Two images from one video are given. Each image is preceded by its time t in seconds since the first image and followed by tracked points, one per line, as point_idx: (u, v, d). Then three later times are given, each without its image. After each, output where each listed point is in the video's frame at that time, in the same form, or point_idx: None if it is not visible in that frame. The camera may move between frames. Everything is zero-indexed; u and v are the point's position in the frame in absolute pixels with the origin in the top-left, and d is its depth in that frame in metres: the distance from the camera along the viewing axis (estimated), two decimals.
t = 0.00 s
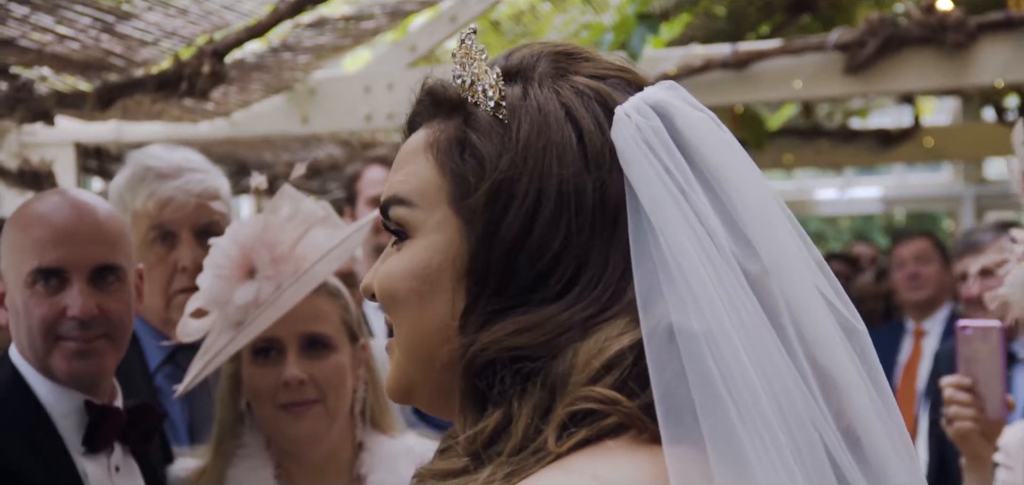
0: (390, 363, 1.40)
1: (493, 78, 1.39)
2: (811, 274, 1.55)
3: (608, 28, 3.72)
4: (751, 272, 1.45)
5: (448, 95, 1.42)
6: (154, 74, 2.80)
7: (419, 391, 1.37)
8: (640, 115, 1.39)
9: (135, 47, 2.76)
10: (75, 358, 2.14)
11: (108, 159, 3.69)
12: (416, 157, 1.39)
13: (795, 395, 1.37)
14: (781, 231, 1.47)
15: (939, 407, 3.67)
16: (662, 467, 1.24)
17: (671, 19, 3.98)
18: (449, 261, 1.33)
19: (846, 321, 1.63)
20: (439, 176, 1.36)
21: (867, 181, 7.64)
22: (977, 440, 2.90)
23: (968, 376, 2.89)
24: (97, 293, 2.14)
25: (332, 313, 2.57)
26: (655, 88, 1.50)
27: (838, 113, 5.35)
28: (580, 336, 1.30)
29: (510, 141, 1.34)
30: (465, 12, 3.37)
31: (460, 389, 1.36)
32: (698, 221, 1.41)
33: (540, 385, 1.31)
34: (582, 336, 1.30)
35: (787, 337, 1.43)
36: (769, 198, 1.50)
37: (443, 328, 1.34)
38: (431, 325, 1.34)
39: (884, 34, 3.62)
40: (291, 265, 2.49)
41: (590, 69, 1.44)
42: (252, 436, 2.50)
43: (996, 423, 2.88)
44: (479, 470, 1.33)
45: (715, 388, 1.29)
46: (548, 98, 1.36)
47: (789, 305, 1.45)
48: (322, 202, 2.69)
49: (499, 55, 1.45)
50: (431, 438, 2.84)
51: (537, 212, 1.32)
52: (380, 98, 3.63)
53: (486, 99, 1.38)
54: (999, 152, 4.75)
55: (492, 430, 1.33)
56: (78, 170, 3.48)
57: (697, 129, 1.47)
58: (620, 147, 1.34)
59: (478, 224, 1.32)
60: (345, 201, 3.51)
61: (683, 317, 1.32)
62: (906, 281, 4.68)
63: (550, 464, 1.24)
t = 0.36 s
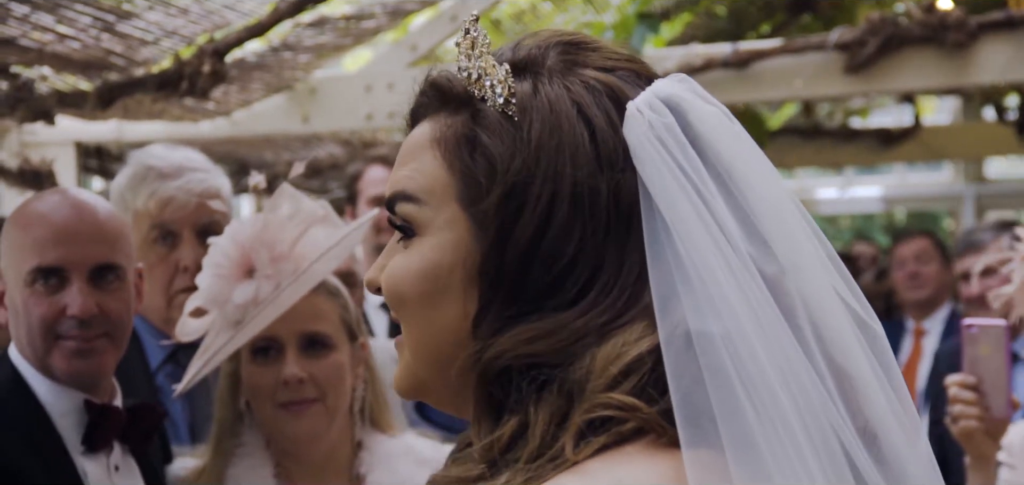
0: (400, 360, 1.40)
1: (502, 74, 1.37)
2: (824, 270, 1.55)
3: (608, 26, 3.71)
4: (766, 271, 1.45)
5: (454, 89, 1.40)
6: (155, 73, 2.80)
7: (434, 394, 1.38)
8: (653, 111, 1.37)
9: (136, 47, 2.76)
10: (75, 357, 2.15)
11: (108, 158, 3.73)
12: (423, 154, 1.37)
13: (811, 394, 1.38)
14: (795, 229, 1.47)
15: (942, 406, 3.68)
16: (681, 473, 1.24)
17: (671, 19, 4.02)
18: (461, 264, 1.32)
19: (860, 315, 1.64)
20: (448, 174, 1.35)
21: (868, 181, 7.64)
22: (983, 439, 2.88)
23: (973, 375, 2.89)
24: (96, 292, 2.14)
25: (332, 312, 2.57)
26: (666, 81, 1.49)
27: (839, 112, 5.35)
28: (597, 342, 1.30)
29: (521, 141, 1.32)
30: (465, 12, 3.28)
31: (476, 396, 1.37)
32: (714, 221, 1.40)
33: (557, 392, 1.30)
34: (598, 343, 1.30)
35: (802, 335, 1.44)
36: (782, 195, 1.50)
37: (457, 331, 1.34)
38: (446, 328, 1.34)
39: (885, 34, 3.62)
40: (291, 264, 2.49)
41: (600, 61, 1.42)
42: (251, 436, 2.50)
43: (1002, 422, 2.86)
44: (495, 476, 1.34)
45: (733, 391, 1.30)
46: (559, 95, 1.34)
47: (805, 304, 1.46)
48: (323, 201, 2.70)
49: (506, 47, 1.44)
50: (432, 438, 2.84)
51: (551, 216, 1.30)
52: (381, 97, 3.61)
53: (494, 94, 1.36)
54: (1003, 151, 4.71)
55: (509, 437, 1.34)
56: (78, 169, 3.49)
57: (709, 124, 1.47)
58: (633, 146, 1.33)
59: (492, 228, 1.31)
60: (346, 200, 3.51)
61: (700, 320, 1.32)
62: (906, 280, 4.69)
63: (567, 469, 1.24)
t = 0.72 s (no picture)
0: (412, 362, 1.40)
1: (520, 75, 1.36)
2: (840, 273, 1.55)
3: (609, 27, 3.73)
4: (781, 277, 1.45)
5: (470, 90, 1.40)
6: (156, 73, 2.79)
7: (446, 397, 1.37)
8: (670, 114, 1.37)
9: (137, 46, 2.76)
10: (75, 357, 2.14)
11: (109, 158, 3.75)
12: (438, 154, 1.37)
13: (824, 401, 1.38)
14: (811, 234, 1.47)
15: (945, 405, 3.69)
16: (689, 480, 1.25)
17: (672, 17, 4.05)
18: (476, 267, 1.32)
19: (873, 320, 1.64)
20: (464, 175, 1.35)
21: (867, 180, 7.64)
22: (985, 438, 2.88)
23: (977, 374, 2.89)
24: (96, 292, 2.15)
25: (332, 312, 2.57)
26: (683, 83, 1.49)
27: (840, 112, 5.36)
28: (613, 346, 1.30)
29: (538, 144, 1.32)
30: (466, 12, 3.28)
31: (488, 398, 1.36)
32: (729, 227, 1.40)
33: (569, 396, 1.30)
34: (612, 347, 1.30)
35: (815, 340, 1.44)
36: (799, 200, 1.50)
37: (470, 335, 1.33)
38: (460, 332, 1.33)
39: (885, 34, 3.62)
40: (291, 263, 2.50)
41: (618, 60, 1.42)
42: (252, 435, 2.49)
43: (1005, 421, 2.87)
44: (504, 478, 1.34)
45: (744, 400, 1.30)
46: (576, 96, 1.34)
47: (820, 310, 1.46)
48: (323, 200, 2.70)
49: (523, 47, 1.44)
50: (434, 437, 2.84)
51: (569, 220, 1.31)
52: (381, 97, 3.60)
53: (511, 96, 1.36)
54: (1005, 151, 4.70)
55: (518, 439, 1.33)
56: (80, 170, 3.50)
57: (726, 126, 1.47)
58: (650, 148, 1.32)
59: (508, 232, 1.31)
60: (347, 199, 3.51)
61: (714, 328, 1.32)
62: (906, 277, 4.69)
63: (577, 472, 1.24)
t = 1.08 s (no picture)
0: (411, 364, 1.40)
1: (515, 72, 1.36)
2: (837, 272, 1.55)
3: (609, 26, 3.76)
4: (779, 275, 1.45)
5: (465, 89, 1.39)
6: (155, 72, 2.80)
7: (446, 397, 1.37)
8: (667, 111, 1.37)
9: (137, 45, 2.76)
10: (74, 356, 2.14)
11: (109, 157, 3.79)
12: (434, 153, 1.37)
13: (822, 400, 1.39)
14: (809, 232, 1.47)
15: (945, 404, 3.69)
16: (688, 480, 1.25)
17: (672, 17, 4.06)
18: (473, 266, 1.32)
19: (870, 317, 1.64)
20: (460, 174, 1.34)
21: (868, 180, 7.64)
22: (987, 437, 2.89)
23: (978, 373, 2.89)
24: (95, 292, 2.15)
25: (334, 311, 2.57)
26: (680, 80, 1.49)
27: (840, 111, 5.36)
28: (610, 344, 1.30)
29: (534, 142, 1.32)
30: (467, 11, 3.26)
31: (486, 397, 1.36)
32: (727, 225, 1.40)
33: (568, 394, 1.30)
34: (610, 345, 1.30)
35: (814, 340, 1.44)
36: (797, 198, 1.50)
37: (467, 334, 1.33)
38: (457, 332, 1.33)
39: (886, 33, 3.60)
40: (293, 262, 2.49)
41: (612, 57, 1.42)
42: (254, 434, 2.50)
43: (1006, 421, 2.87)
44: (504, 477, 1.34)
45: (743, 398, 1.30)
46: (572, 94, 1.34)
47: (818, 308, 1.46)
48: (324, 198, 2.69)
49: (517, 44, 1.43)
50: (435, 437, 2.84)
51: (565, 219, 1.31)
52: (381, 96, 3.59)
53: (506, 94, 1.36)
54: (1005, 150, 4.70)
55: (518, 438, 1.33)
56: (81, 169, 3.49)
57: (724, 124, 1.47)
58: (647, 146, 1.33)
59: (505, 231, 1.31)
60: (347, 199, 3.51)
61: (712, 327, 1.32)
62: (906, 276, 4.70)
63: (578, 473, 1.24)
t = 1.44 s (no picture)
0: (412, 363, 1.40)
1: (515, 71, 1.36)
2: (839, 269, 1.55)
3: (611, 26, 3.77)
4: (781, 272, 1.45)
5: (466, 87, 1.39)
6: (157, 72, 2.79)
7: (448, 395, 1.37)
8: (668, 108, 1.37)
9: (139, 45, 2.76)
10: (77, 356, 2.14)
11: (111, 157, 3.80)
12: (434, 152, 1.37)
13: (824, 396, 1.38)
14: (811, 228, 1.47)
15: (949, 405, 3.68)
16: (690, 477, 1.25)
17: (674, 16, 4.06)
18: (475, 264, 1.32)
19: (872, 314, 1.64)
20: (461, 172, 1.34)
21: (869, 180, 7.64)
22: (993, 438, 2.85)
23: (983, 373, 2.89)
24: (98, 292, 2.14)
25: (339, 311, 2.57)
26: (681, 76, 1.49)
27: (842, 111, 5.36)
28: (612, 342, 1.30)
29: (536, 140, 1.32)
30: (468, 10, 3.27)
31: (488, 395, 1.36)
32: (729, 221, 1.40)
33: (570, 392, 1.30)
34: (612, 343, 1.30)
35: (816, 336, 1.44)
36: (797, 194, 1.50)
37: (469, 332, 1.33)
38: (459, 331, 1.33)
39: (888, 32, 3.60)
40: (298, 262, 2.49)
41: (611, 54, 1.42)
42: (257, 434, 2.50)
43: (1012, 421, 2.86)
44: (505, 476, 1.34)
45: (745, 395, 1.30)
46: (573, 91, 1.34)
47: (819, 305, 1.46)
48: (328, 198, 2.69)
49: (517, 42, 1.43)
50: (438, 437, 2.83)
51: (567, 217, 1.30)
52: (383, 96, 3.61)
53: (508, 92, 1.35)
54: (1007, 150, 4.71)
55: (520, 436, 1.33)
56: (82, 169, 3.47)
57: (725, 121, 1.47)
58: (648, 142, 1.32)
59: (507, 229, 1.31)
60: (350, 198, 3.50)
61: (713, 323, 1.32)
62: (907, 277, 4.70)
63: (579, 471, 1.23)
